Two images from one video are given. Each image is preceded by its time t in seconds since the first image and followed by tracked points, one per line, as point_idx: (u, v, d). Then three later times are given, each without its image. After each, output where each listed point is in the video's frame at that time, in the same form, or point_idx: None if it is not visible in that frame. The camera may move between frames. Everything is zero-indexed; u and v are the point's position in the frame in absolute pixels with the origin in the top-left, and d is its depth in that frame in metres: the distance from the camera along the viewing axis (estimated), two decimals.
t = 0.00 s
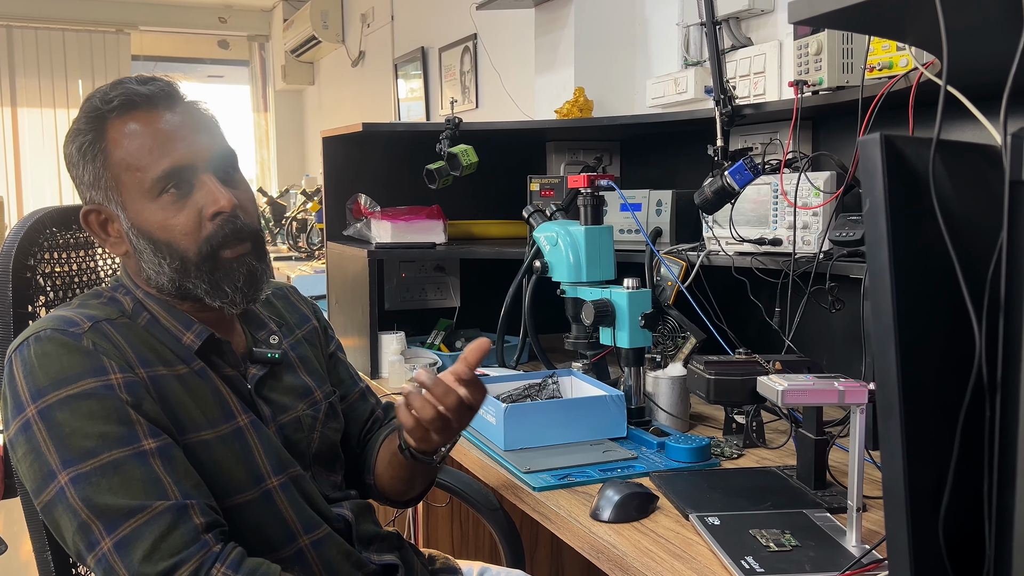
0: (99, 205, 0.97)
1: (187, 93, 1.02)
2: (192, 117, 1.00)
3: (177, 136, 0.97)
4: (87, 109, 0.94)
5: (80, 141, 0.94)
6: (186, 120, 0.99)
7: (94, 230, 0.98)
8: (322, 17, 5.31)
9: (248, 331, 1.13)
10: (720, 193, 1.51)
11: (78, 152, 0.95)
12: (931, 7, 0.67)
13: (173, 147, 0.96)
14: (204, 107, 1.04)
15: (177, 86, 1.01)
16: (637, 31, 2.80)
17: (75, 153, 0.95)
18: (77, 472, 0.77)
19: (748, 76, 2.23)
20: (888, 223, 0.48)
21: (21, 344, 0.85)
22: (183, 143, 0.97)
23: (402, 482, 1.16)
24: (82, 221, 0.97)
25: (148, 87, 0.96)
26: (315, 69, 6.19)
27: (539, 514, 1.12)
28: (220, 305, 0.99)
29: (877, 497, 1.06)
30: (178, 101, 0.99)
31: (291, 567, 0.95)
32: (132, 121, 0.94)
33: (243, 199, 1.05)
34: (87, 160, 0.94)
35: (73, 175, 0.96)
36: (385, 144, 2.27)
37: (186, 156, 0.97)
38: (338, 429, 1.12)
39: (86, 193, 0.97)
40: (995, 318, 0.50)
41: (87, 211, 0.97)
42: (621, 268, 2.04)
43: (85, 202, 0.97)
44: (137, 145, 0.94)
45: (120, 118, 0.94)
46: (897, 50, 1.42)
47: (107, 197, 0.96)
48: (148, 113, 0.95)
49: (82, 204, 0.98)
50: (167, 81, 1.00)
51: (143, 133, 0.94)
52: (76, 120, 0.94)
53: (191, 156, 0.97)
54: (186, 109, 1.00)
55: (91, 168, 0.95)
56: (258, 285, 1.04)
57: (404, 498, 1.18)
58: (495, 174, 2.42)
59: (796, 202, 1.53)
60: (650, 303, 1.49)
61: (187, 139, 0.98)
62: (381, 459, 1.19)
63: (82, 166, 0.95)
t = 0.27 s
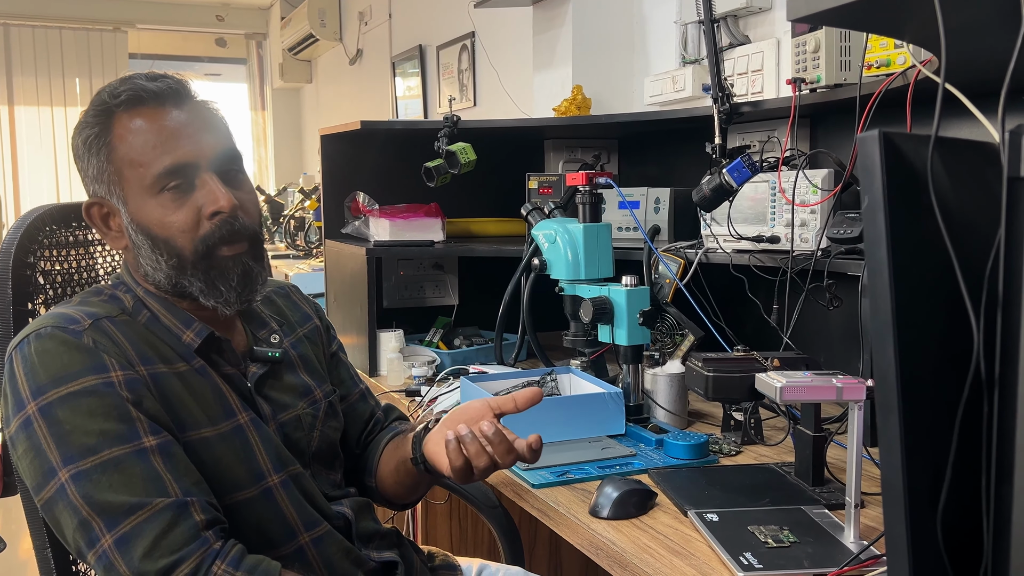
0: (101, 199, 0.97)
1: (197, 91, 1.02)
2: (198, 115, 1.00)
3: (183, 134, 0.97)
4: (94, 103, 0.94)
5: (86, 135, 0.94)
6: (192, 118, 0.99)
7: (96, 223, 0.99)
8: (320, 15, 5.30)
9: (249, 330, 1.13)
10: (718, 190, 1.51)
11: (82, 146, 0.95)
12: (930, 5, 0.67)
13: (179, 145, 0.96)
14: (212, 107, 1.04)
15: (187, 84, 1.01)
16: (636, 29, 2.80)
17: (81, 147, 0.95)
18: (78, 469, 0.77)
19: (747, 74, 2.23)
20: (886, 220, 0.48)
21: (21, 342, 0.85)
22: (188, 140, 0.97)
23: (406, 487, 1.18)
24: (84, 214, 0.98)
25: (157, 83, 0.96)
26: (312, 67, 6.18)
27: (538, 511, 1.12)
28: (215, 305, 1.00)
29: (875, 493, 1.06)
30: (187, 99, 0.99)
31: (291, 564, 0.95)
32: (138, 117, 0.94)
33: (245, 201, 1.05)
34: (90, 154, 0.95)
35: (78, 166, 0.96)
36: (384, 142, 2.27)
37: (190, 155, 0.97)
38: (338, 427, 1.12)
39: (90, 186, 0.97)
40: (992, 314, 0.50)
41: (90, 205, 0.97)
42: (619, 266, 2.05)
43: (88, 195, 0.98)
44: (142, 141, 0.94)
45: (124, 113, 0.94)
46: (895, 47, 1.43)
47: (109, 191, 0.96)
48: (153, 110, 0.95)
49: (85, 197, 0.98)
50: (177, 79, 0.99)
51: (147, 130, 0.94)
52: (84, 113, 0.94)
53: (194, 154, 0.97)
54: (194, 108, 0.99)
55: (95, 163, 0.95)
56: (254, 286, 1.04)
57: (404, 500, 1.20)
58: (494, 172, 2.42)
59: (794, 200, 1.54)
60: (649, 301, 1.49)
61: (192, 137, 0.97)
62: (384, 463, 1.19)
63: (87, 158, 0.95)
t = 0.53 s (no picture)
0: (107, 196, 0.98)
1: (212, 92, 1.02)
2: (211, 118, 0.99)
3: (194, 138, 0.97)
4: (106, 101, 0.94)
5: (97, 131, 0.95)
6: (203, 121, 0.98)
7: (100, 220, 1.00)
8: (318, 13, 5.30)
9: (252, 328, 1.12)
10: (719, 187, 1.51)
11: (93, 141, 0.95)
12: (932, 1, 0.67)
13: (188, 149, 0.96)
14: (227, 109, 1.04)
15: (203, 85, 1.01)
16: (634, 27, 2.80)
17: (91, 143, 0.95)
18: (82, 465, 0.77)
19: (746, 71, 2.23)
20: (891, 215, 0.48)
21: (25, 339, 0.85)
22: (198, 146, 0.97)
23: (406, 489, 1.19)
24: (90, 210, 0.99)
25: (171, 85, 0.97)
26: (310, 65, 6.17)
27: (539, 507, 1.12)
28: (211, 312, 1.00)
29: (876, 489, 1.07)
30: (201, 101, 0.99)
31: (294, 560, 0.95)
32: (148, 117, 0.94)
33: (249, 209, 1.05)
34: (100, 149, 0.95)
35: (87, 162, 0.96)
36: (383, 140, 2.27)
37: (200, 159, 0.96)
38: (340, 424, 1.12)
39: (97, 183, 0.98)
40: (997, 309, 0.50)
41: (95, 202, 0.98)
42: (620, 263, 2.05)
43: (94, 192, 0.99)
44: (152, 143, 0.94)
45: (135, 113, 0.94)
46: (896, 44, 1.43)
47: (115, 189, 0.96)
48: (165, 111, 0.95)
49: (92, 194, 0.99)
50: (191, 80, 0.99)
51: (158, 133, 0.94)
52: (96, 109, 0.95)
53: (203, 160, 0.97)
54: (207, 110, 0.99)
55: (104, 160, 0.95)
56: (252, 295, 1.04)
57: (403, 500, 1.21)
58: (493, 169, 2.42)
59: (795, 197, 1.54)
60: (650, 298, 1.49)
61: (202, 141, 0.97)
62: (386, 466, 1.21)
63: (95, 155, 0.96)
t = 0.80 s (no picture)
0: (107, 195, 0.98)
1: (210, 88, 1.02)
2: (208, 114, 0.99)
3: (192, 133, 0.96)
4: (105, 98, 0.94)
5: (96, 129, 0.95)
6: (202, 117, 0.98)
7: (101, 219, 1.00)
8: (317, 11, 5.29)
9: (254, 326, 1.13)
10: (720, 185, 1.51)
11: (92, 140, 0.96)
12: None
13: (186, 146, 0.95)
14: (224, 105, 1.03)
15: (199, 80, 1.01)
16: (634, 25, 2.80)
17: (91, 142, 0.95)
18: (83, 464, 0.77)
19: (746, 69, 2.23)
20: (895, 213, 0.48)
21: (26, 338, 0.85)
22: (197, 142, 0.96)
23: (408, 490, 1.19)
24: (90, 208, 0.99)
25: (168, 82, 0.96)
26: (309, 63, 6.16)
27: (540, 505, 1.12)
28: (214, 307, 1.00)
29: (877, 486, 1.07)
30: (198, 97, 0.99)
31: (296, 557, 0.95)
32: (150, 115, 0.94)
33: (251, 203, 1.05)
34: (100, 147, 0.95)
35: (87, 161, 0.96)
36: (383, 138, 2.26)
37: (198, 156, 0.96)
38: (340, 422, 1.12)
39: (97, 181, 0.98)
40: (1002, 307, 0.50)
41: (96, 199, 0.99)
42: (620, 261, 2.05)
43: (94, 191, 0.99)
44: (151, 139, 0.94)
45: (134, 109, 0.94)
46: (897, 42, 1.44)
47: (115, 187, 0.96)
48: (162, 107, 0.95)
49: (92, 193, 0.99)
50: (188, 75, 0.99)
51: (157, 128, 0.94)
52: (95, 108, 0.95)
53: (202, 154, 0.97)
54: (204, 106, 0.99)
55: (104, 157, 0.95)
56: (255, 290, 1.04)
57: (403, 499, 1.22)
58: (493, 167, 2.42)
59: (795, 194, 1.54)
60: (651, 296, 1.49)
61: (201, 138, 0.97)
62: (387, 465, 1.21)
63: (94, 154, 0.96)
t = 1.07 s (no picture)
0: (104, 195, 0.98)
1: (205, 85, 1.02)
2: (203, 111, 0.99)
3: (186, 132, 0.96)
4: (98, 99, 0.94)
5: (91, 130, 0.94)
6: (197, 115, 0.98)
7: (99, 219, 1.00)
8: (316, 8, 5.28)
9: (254, 324, 1.13)
10: (720, 183, 1.51)
11: (87, 141, 0.95)
12: None
13: (181, 145, 0.95)
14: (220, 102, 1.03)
15: (195, 78, 1.01)
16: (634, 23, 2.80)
17: (87, 142, 0.95)
18: (85, 461, 0.77)
19: (746, 68, 2.23)
20: (899, 210, 0.48)
21: (27, 335, 0.85)
22: (192, 139, 0.96)
23: (408, 489, 1.19)
24: (87, 209, 0.99)
25: (162, 80, 0.96)
26: (308, 61, 6.16)
27: (541, 503, 1.12)
28: (214, 303, 1.00)
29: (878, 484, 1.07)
30: (193, 95, 0.98)
31: (298, 554, 0.95)
32: (150, 113, 0.94)
33: (246, 200, 1.05)
34: (96, 148, 0.95)
35: (83, 162, 0.96)
36: (382, 136, 2.26)
37: (195, 154, 0.96)
38: (341, 420, 1.12)
39: (93, 182, 0.98)
40: (1005, 303, 0.50)
41: (92, 200, 0.98)
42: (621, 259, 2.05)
43: (91, 191, 0.99)
44: (146, 138, 0.93)
45: (128, 110, 0.94)
46: (897, 41, 1.45)
47: (111, 187, 0.96)
48: (157, 107, 0.95)
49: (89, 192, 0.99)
50: (184, 74, 0.99)
51: (153, 128, 0.94)
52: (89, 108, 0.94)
53: (196, 154, 0.97)
54: (199, 103, 0.99)
55: (98, 159, 0.95)
56: (256, 286, 1.04)
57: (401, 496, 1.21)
58: (492, 165, 2.42)
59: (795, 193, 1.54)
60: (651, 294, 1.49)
61: (196, 134, 0.97)
62: (386, 461, 1.21)
63: (90, 155, 0.96)
